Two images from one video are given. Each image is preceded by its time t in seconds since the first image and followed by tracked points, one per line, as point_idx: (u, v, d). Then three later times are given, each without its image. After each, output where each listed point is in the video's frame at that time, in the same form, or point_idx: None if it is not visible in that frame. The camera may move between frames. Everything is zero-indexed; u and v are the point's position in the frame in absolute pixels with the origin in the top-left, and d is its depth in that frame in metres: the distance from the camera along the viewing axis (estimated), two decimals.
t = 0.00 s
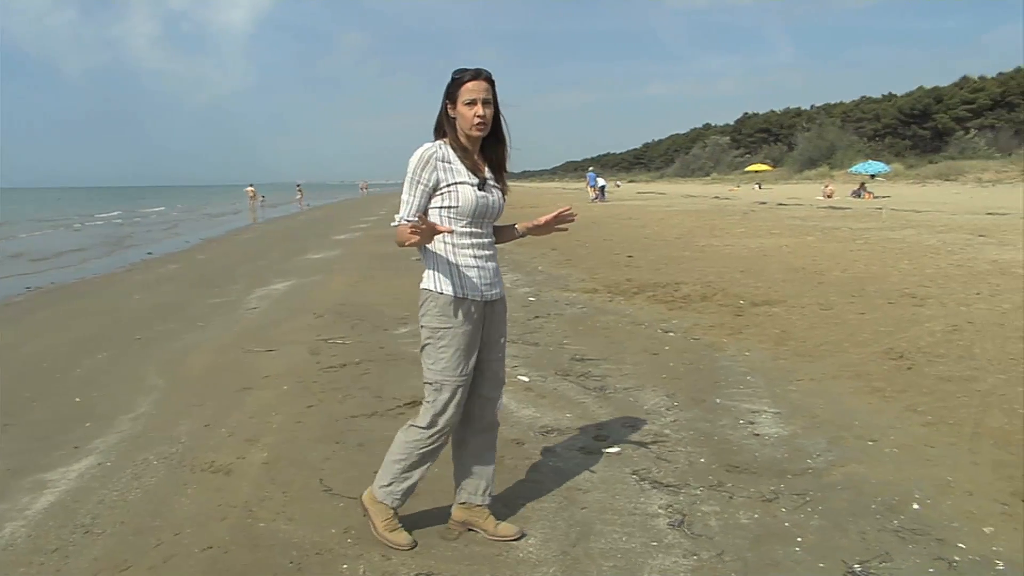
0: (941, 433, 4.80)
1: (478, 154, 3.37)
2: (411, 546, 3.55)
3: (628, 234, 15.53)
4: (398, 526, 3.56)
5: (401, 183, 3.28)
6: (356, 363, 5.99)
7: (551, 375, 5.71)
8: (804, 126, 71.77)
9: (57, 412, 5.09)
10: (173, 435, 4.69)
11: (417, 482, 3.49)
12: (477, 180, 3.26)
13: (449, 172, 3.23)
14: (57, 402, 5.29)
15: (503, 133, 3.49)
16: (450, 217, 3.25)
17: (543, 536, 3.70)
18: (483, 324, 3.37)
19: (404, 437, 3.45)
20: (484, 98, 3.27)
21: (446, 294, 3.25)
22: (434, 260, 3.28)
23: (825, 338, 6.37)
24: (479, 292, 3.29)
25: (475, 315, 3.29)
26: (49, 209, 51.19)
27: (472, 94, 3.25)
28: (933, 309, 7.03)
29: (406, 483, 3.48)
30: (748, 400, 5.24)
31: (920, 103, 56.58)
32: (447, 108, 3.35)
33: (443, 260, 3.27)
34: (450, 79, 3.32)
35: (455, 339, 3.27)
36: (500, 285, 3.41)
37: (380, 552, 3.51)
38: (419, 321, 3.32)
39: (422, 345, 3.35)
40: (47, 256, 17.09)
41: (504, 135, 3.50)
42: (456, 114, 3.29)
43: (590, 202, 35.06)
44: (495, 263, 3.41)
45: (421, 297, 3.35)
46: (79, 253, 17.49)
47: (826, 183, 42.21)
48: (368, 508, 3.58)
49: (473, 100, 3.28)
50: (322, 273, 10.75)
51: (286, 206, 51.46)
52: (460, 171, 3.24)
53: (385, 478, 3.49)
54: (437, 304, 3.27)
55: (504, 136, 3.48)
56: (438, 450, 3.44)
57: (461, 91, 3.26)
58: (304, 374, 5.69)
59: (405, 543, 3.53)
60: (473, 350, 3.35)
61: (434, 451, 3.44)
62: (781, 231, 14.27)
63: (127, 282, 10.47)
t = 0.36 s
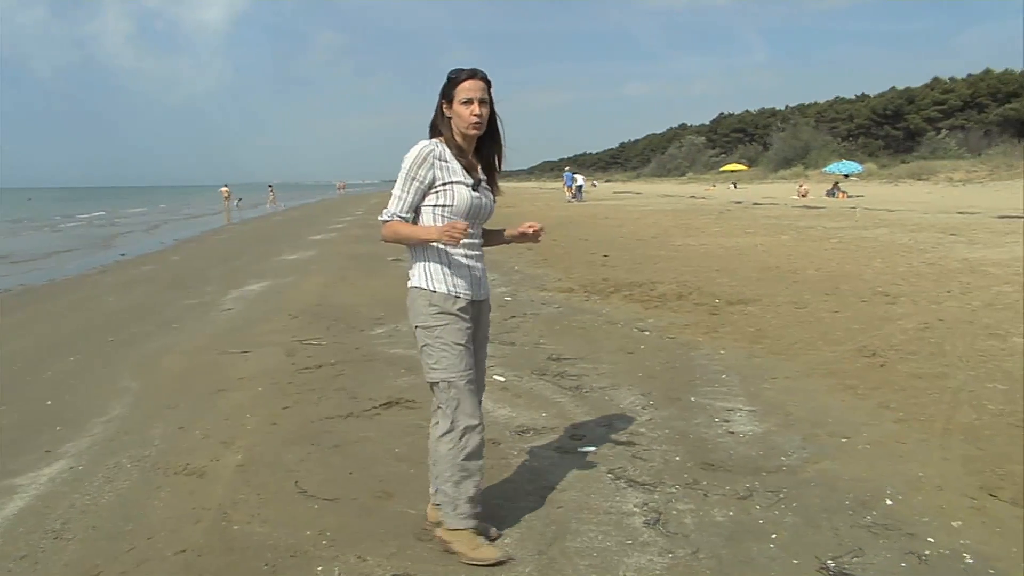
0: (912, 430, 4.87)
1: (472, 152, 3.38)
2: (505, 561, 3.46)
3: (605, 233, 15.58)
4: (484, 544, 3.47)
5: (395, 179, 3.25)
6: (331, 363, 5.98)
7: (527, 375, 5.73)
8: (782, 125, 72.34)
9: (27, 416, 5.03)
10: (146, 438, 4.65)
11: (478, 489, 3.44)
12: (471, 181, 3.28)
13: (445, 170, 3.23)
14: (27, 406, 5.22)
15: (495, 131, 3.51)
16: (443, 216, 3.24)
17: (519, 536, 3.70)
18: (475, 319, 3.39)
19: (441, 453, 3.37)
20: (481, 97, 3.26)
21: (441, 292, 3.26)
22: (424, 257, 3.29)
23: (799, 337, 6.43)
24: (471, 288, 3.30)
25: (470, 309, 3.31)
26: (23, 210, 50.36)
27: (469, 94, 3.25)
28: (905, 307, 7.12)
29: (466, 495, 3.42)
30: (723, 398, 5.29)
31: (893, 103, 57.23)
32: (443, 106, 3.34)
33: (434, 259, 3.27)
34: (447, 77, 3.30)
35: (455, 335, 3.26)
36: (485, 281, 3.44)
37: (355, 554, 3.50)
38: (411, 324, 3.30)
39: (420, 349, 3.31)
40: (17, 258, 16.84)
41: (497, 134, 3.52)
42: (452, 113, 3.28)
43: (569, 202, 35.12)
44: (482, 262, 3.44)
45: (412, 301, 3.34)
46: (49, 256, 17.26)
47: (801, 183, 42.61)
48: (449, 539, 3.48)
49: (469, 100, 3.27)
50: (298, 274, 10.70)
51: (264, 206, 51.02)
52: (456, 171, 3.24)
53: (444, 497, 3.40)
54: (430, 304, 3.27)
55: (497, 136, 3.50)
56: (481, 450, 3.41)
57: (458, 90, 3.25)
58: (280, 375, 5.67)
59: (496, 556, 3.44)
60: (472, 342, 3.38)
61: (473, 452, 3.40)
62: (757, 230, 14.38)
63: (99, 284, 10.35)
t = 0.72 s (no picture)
0: (886, 427, 4.93)
1: (461, 154, 3.39)
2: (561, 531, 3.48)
3: (583, 233, 15.63)
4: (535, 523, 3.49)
5: (388, 182, 3.22)
6: (309, 364, 5.95)
7: (504, 375, 5.74)
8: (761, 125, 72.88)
9: None
10: (120, 441, 4.61)
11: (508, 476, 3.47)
12: (464, 183, 3.31)
13: (440, 173, 3.24)
14: None
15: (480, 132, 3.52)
16: (438, 219, 3.26)
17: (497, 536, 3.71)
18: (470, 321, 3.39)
19: (464, 451, 3.38)
20: (470, 98, 3.27)
21: (440, 296, 3.23)
22: (420, 260, 3.24)
23: (774, 336, 6.49)
24: (466, 290, 3.30)
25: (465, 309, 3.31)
26: None
27: (459, 95, 3.25)
28: (879, 305, 7.20)
29: (501, 485, 3.43)
30: (700, 397, 5.33)
31: (869, 103, 57.86)
32: (430, 107, 3.33)
33: (432, 262, 3.24)
34: (435, 78, 3.29)
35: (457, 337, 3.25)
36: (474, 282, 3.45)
37: (332, 556, 3.49)
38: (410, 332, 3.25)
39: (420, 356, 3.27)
40: None
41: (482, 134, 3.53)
42: (441, 114, 3.28)
43: (548, 201, 35.17)
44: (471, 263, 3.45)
45: (405, 309, 3.28)
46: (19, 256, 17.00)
47: (778, 183, 42.95)
48: (502, 529, 3.49)
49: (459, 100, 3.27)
50: (275, 275, 10.62)
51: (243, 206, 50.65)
52: (450, 174, 3.26)
53: (481, 492, 3.40)
54: (428, 309, 3.24)
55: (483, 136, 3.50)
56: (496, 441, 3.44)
57: (447, 91, 3.25)
58: (256, 377, 5.63)
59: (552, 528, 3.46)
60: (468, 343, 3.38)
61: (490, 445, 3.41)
62: (734, 229, 14.49)
63: (72, 286, 10.23)
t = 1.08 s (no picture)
0: (860, 424, 4.99)
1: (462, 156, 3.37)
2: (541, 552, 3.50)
3: (561, 232, 15.70)
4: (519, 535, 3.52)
5: (393, 190, 3.17)
6: (286, 365, 5.93)
7: (482, 375, 5.75)
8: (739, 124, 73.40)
9: None
10: (94, 444, 4.57)
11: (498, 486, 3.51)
12: (470, 186, 3.29)
13: (446, 178, 3.21)
14: None
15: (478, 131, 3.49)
16: (447, 225, 3.25)
17: (474, 536, 3.71)
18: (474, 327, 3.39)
19: (458, 458, 3.40)
20: (469, 99, 3.24)
21: (450, 303, 3.21)
22: (431, 268, 3.22)
23: (750, 334, 6.56)
24: (474, 296, 3.29)
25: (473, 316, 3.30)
26: None
27: (457, 96, 3.21)
28: (854, 304, 7.29)
29: (491, 493, 3.47)
30: (676, 396, 5.37)
31: (844, 104, 58.49)
32: (427, 110, 3.29)
33: (443, 269, 3.22)
34: (431, 80, 3.25)
35: (462, 346, 3.25)
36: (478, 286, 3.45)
37: (308, 558, 3.48)
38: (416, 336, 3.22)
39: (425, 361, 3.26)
40: None
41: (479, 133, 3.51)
42: (441, 117, 3.24)
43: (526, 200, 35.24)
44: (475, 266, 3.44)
45: (412, 312, 3.24)
46: None
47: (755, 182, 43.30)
48: (486, 535, 3.54)
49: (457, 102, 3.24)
50: (252, 275, 10.56)
51: (223, 205, 50.27)
52: (455, 178, 3.23)
53: (471, 498, 3.46)
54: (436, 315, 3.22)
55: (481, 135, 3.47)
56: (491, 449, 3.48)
57: (445, 93, 3.21)
58: (233, 378, 5.60)
59: (533, 549, 3.48)
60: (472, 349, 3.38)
61: (485, 454, 3.45)
62: (710, 229, 14.61)
63: (44, 287, 10.11)
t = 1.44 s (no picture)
0: (834, 420, 5.05)
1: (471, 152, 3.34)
2: (519, 557, 3.51)
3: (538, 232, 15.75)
4: (498, 540, 3.53)
5: (400, 189, 3.17)
6: (262, 366, 5.90)
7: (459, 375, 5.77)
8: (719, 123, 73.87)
9: None
10: (66, 448, 4.52)
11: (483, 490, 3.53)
12: (480, 182, 3.27)
13: (455, 175, 3.19)
14: None
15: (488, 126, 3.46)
16: (458, 223, 3.23)
17: (450, 536, 3.72)
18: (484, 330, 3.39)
19: (449, 458, 3.41)
20: (473, 92, 3.21)
21: (463, 303, 3.21)
22: (444, 266, 3.22)
23: (725, 333, 6.62)
24: (487, 298, 3.29)
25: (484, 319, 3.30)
26: None
27: (461, 90, 3.18)
28: (829, 302, 7.37)
29: (476, 496, 3.50)
30: (652, 395, 5.41)
31: (821, 104, 59.05)
32: (432, 106, 3.27)
33: (455, 267, 3.22)
34: (434, 76, 3.23)
35: (470, 348, 3.25)
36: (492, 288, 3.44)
37: (284, 560, 3.47)
38: (425, 333, 3.22)
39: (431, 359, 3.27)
40: None
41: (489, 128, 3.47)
42: (445, 112, 3.22)
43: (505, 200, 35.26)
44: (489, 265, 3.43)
45: (424, 308, 3.25)
46: None
47: (733, 182, 43.58)
48: (463, 535, 3.56)
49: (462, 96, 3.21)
50: (228, 276, 10.48)
51: (201, 204, 49.85)
52: (464, 174, 3.21)
53: (455, 500, 3.47)
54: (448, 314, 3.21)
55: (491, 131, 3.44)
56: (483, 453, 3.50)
57: (449, 87, 3.18)
58: (208, 380, 5.57)
59: (511, 554, 3.49)
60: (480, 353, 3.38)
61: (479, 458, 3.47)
62: (686, 228, 14.72)
63: (15, 289, 9.98)
